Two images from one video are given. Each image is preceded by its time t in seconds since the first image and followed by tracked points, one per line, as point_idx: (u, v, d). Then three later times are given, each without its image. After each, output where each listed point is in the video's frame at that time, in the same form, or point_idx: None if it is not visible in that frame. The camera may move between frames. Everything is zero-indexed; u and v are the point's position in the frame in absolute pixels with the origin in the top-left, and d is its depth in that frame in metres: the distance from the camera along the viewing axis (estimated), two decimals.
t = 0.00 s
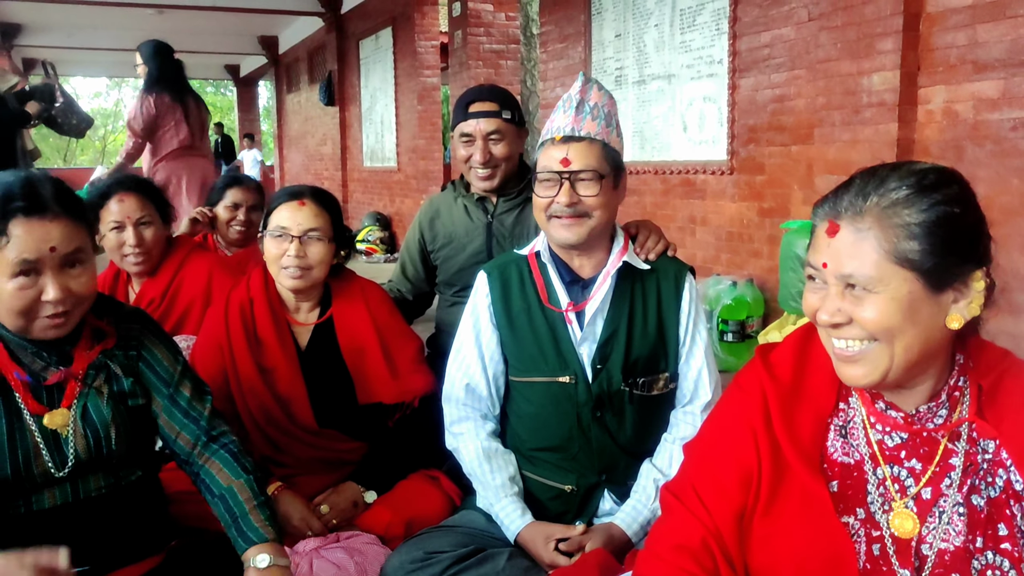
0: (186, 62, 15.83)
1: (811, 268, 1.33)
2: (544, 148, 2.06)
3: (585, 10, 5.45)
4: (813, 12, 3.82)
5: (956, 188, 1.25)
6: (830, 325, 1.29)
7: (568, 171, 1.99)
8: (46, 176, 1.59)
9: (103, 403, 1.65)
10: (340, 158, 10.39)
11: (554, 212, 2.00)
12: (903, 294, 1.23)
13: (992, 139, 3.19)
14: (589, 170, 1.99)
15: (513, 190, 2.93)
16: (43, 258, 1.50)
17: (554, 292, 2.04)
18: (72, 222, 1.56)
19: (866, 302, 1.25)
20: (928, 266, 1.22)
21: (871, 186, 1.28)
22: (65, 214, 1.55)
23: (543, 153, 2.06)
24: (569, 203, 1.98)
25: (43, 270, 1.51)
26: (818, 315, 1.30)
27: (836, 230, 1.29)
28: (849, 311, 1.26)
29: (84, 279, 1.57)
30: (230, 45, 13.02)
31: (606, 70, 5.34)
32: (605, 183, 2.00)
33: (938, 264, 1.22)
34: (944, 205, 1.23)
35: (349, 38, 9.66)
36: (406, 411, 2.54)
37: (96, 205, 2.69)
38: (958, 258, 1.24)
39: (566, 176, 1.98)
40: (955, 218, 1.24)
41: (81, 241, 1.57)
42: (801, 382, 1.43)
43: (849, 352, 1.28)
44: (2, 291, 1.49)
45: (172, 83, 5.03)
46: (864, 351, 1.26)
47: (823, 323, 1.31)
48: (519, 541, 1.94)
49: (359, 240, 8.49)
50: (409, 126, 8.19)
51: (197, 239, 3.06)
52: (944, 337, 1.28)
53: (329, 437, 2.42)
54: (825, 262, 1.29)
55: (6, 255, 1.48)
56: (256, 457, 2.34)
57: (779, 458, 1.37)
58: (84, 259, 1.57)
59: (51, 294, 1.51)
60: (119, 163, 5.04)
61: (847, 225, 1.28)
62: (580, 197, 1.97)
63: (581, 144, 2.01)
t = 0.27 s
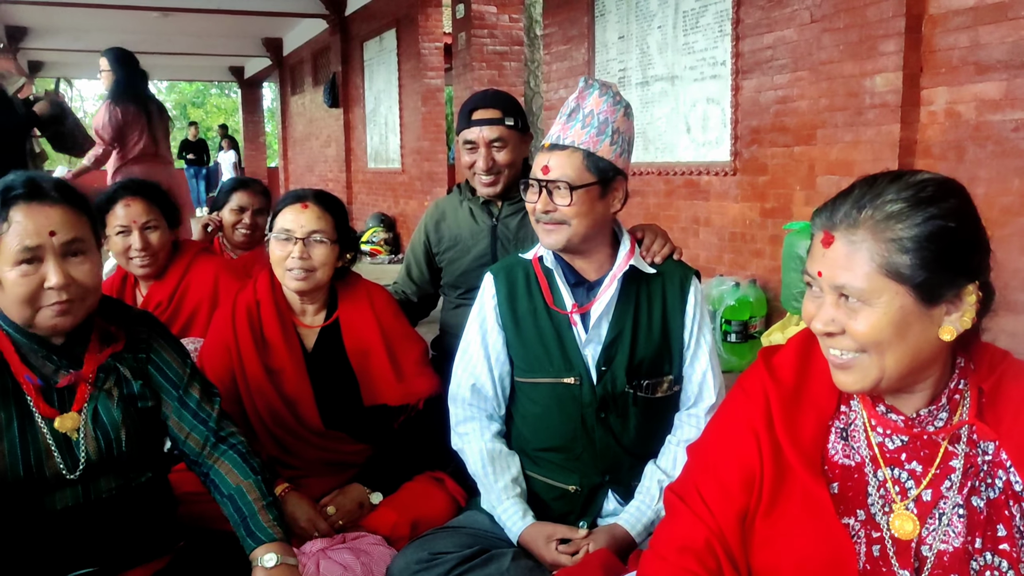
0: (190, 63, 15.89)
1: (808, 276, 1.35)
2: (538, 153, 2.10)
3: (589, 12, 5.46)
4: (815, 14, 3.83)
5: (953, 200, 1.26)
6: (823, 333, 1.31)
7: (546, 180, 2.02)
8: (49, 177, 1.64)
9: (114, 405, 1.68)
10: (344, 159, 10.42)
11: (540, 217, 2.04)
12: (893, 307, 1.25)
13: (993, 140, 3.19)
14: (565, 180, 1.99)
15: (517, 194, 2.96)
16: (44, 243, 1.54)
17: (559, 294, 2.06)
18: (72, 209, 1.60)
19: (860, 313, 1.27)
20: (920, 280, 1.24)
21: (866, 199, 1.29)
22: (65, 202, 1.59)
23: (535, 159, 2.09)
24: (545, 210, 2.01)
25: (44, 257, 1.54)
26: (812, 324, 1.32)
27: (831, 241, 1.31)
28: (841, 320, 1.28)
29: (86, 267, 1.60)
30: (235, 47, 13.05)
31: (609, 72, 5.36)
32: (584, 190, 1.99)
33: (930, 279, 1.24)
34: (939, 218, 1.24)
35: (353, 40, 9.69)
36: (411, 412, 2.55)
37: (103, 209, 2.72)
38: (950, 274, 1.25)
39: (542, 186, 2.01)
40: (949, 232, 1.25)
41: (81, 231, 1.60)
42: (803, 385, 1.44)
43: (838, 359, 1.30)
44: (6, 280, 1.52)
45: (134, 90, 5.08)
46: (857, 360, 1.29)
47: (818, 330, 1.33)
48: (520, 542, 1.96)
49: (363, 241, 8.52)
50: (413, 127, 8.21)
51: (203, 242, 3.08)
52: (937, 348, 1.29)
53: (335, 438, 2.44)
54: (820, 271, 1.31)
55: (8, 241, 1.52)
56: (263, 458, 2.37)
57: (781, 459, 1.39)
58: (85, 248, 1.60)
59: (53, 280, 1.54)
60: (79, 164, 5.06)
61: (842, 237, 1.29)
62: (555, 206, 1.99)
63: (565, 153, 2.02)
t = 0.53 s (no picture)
0: (191, 64, 15.91)
1: (813, 274, 1.34)
2: (539, 155, 2.09)
3: (589, 12, 5.47)
4: (814, 14, 3.84)
5: (957, 199, 1.29)
6: (833, 333, 1.31)
7: (553, 179, 2.02)
8: (48, 180, 1.66)
9: (114, 407, 1.70)
10: (345, 160, 10.43)
11: (544, 218, 2.04)
12: (907, 308, 1.26)
13: (992, 139, 3.21)
14: (573, 179, 2.00)
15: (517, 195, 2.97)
16: (41, 245, 1.56)
17: (559, 295, 2.07)
18: (70, 212, 1.61)
19: (874, 311, 1.27)
20: (934, 278, 1.25)
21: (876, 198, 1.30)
22: (63, 206, 1.61)
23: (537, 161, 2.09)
24: (553, 211, 2.01)
25: (41, 258, 1.56)
26: (823, 324, 1.31)
27: (843, 241, 1.30)
28: (852, 321, 1.28)
29: (84, 268, 1.61)
30: (235, 48, 13.07)
31: (609, 72, 5.37)
32: (595, 193, 2.00)
33: (943, 276, 1.26)
34: (946, 216, 1.27)
35: (353, 40, 9.71)
36: (413, 414, 2.57)
37: (107, 214, 2.75)
38: (958, 271, 1.28)
39: (552, 184, 2.01)
40: (956, 230, 1.27)
41: (80, 234, 1.62)
42: (798, 384, 1.45)
43: (848, 359, 1.30)
44: (4, 282, 1.54)
45: (98, 93, 5.33)
46: (869, 358, 1.29)
47: (824, 330, 1.33)
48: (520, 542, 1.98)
49: (365, 241, 8.53)
50: (414, 128, 8.22)
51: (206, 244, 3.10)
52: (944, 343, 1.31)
53: (337, 438, 2.46)
54: (832, 271, 1.30)
55: (5, 244, 1.54)
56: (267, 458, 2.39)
57: (776, 459, 1.40)
58: (83, 251, 1.62)
59: (50, 282, 1.56)
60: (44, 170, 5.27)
61: (854, 236, 1.29)
62: (565, 205, 2.00)
63: (571, 153, 2.03)
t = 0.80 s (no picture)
0: (180, 63, 15.83)
1: (861, 253, 1.31)
2: (555, 147, 2.05)
3: (578, 10, 5.48)
4: (802, 12, 3.86)
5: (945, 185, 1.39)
6: (883, 314, 1.29)
7: (586, 167, 2.01)
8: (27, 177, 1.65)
9: (98, 405, 1.69)
10: (335, 159, 10.41)
11: (567, 208, 2.02)
12: (951, 289, 1.29)
13: (978, 137, 3.23)
14: (606, 167, 2.03)
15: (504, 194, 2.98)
16: (15, 240, 1.55)
17: (547, 295, 2.08)
18: (45, 207, 1.60)
19: (924, 290, 1.29)
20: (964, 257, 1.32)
21: (912, 181, 1.31)
22: (39, 200, 1.60)
23: (554, 152, 2.05)
24: (589, 200, 2.01)
25: (17, 253, 1.56)
26: (877, 304, 1.29)
27: (901, 220, 1.29)
28: (909, 301, 1.28)
29: (60, 262, 1.60)
30: (224, 47, 13.01)
31: (598, 71, 5.37)
32: (618, 183, 2.05)
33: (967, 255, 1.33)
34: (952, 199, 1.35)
35: (343, 39, 9.68)
36: (402, 413, 2.56)
37: (94, 215, 2.73)
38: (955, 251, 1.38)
39: (586, 174, 2.00)
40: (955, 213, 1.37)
41: (55, 228, 1.61)
42: (774, 381, 1.45)
43: (899, 341, 1.30)
44: None
45: (64, 102, 5.34)
46: (914, 338, 1.30)
47: (871, 312, 1.31)
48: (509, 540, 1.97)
49: (355, 240, 8.51)
50: (404, 126, 8.21)
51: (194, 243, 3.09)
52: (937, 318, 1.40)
53: (326, 439, 2.46)
54: (892, 253, 1.29)
55: None
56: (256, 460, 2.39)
57: (753, 454, 1.40)
58: (58, 245, 1.61)
59: (24, 277, 1.55)
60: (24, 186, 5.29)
61: (914, 215, 1.29)
62: (599, 194, 2.01)
63: (597, 144, 2.04)
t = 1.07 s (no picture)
0: (159, 61, 15.68)
1: (815, 243, 1.34)
2: (538, 147, 2.03)
3: (557, 9, 5.47)
4: (779, 11, 3.87)
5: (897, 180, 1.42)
6: (837, 302, 1.32)
7: (569, 169, 2.00)
8: None
9: (71, 408, 1.67)
10: (316, 158, 10.34)
11: (549, 209, 2.01)
12: (904, 277, 1.32)
13: (953, 135, 3.26)
14: (588, 169, 2.02)
15: (482, 194, 2.97)
16: None
17: (527, 294, 2.07)
18: (17, 206, 1.58)
19: (878, 280, 1.32)
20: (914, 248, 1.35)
21: (862, 172, 1.35)
22: (9, 199, 1.58)
23: (536, 152, 2.03)
24: (571, 202, 1.99)
25: None
26: (830, 293, 1.32)
27: (853, 209, 1.32)
28: (863, 289, 1.31)
29: (34, 261, 1.58)
30: (203, 45, 12.90)
31: (578, 69, 5.37)
32: (600, 183, 2.04)
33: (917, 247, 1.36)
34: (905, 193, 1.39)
35: (323, 37, 9.63)
36: (380, 414, 2.55)
37: (62, 217, 2.69)
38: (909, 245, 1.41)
39: (568, 175, 1.99)
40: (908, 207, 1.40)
41: (26, 227, 1.59)
42: (735, 382, 1.48)
43: (854, 329, 1.33)
44: None
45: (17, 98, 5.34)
46: (868, 327, 1.33)
47: (825, 300, 1.33)
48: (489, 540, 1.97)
49: (336, 239, 8.45)
50: (385, 125, 8.17)
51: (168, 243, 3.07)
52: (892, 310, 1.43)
53: (304, 440, 2.44)
54: (845, 242, 1.32)
55: None
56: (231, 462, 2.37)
57: (717, 455, 1.42)
58: (30, 245, 1.59)
59: None
60: None
61: (865, 205, 1.33)
62: (581, 196, 2.00)
63: (579, 145, 2.03)
